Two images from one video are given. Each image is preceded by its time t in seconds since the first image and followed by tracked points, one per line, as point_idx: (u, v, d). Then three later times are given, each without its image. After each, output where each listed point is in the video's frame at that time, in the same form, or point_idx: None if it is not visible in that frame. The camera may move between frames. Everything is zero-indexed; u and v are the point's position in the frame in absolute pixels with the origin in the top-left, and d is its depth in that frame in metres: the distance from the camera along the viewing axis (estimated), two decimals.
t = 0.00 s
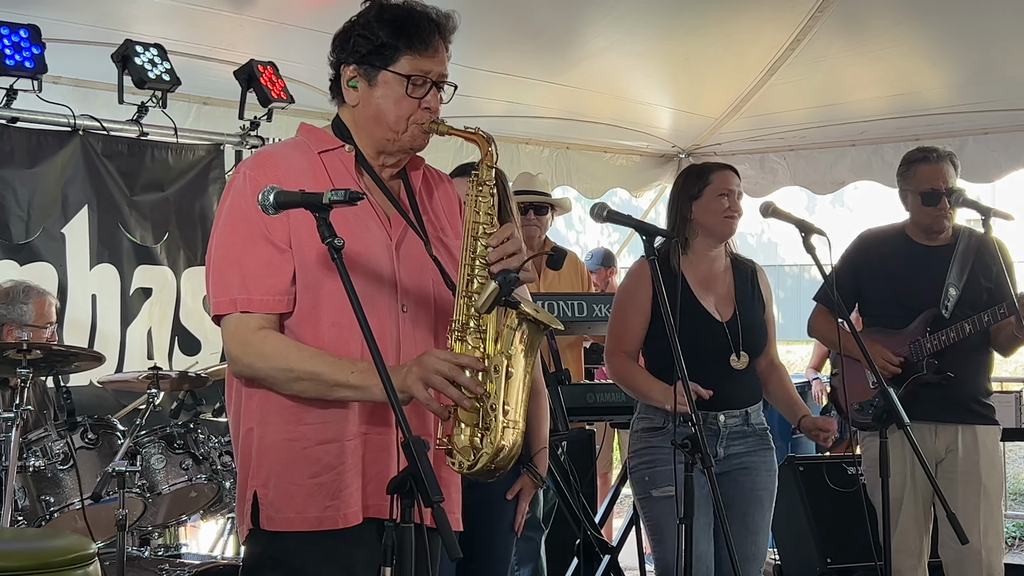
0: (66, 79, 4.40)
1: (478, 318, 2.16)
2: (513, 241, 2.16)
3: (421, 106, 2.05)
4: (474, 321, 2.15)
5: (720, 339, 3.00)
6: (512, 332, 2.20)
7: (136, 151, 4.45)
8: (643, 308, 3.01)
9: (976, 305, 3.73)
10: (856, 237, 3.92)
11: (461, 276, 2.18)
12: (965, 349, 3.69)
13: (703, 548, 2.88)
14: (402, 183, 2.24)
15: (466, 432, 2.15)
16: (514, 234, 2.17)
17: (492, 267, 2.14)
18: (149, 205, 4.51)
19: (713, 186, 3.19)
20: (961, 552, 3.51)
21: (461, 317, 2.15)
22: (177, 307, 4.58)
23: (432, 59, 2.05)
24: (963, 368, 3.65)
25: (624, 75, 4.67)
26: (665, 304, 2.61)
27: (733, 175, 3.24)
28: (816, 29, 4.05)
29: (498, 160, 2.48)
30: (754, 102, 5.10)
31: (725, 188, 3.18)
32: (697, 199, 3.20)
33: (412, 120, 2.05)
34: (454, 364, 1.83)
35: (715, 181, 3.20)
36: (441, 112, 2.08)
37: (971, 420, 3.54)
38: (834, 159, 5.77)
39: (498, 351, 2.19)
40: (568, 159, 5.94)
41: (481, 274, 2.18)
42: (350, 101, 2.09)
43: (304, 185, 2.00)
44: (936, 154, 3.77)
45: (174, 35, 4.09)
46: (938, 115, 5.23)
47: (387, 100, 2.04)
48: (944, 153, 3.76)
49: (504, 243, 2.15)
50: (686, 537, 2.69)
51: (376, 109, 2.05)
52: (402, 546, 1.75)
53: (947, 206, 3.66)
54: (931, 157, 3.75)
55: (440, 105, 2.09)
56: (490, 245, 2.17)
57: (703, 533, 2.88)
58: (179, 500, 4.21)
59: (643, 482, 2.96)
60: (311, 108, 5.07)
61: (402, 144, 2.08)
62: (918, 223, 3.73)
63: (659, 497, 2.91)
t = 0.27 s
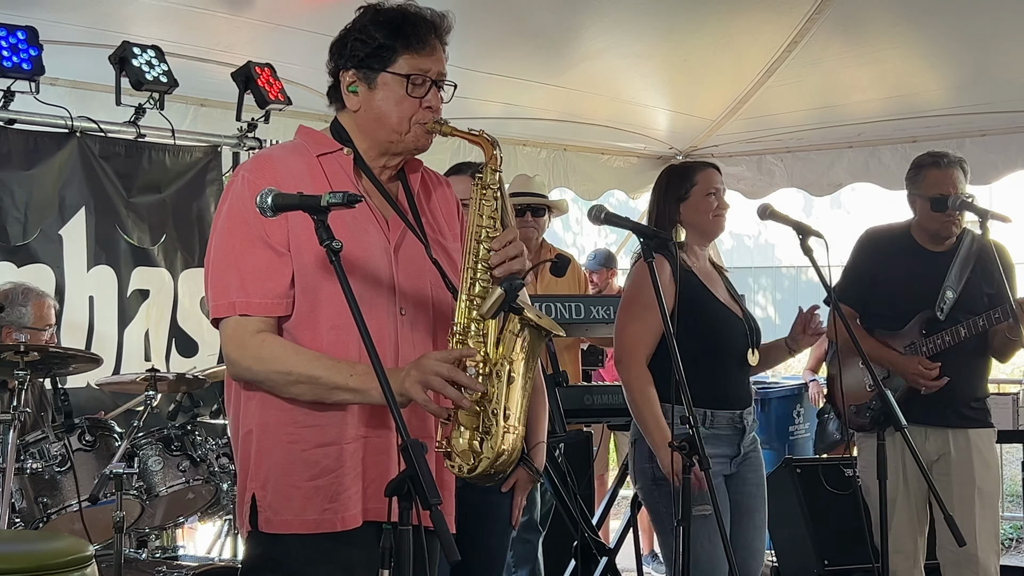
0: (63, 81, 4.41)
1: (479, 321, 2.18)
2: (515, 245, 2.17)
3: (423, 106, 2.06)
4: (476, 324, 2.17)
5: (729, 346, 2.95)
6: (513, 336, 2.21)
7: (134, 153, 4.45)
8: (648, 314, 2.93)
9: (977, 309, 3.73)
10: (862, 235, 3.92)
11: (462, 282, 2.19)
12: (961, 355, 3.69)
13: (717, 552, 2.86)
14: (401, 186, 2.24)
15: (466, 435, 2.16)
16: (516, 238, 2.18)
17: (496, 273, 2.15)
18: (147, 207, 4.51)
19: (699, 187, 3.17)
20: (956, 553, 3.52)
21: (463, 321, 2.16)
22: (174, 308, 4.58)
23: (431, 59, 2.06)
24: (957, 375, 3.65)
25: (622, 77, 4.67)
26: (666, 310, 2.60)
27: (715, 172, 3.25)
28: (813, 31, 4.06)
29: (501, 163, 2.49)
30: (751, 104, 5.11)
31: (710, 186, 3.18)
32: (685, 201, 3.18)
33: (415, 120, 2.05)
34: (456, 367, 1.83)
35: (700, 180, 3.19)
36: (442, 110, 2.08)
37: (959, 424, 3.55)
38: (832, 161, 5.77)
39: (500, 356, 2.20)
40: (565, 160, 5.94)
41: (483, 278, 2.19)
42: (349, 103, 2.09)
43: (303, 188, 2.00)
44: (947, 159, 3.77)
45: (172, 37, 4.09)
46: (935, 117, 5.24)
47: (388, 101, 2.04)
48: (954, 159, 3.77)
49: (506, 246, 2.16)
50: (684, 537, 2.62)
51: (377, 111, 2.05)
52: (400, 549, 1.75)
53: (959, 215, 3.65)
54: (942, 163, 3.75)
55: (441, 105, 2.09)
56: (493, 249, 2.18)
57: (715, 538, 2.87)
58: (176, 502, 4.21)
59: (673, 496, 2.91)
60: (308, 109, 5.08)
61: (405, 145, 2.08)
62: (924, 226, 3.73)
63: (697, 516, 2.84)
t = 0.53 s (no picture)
0: (60, 82, 4.41)
1: (474, 326, 2.17)
2: (510, 249, 2.18)
3: (417, 111, 2.06)
4: (472, 328, 2.17)
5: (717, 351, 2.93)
6: (508, 341, 2.20)
7: (131, 154, 4.45)
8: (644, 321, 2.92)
9: (974, 311, 3.76)
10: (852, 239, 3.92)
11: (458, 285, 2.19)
12: (959, 357, 3.70)
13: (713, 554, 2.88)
14: (395, 190, 2.26)
15: (461, 439, 2.16)
16: (510, 241, 2.18)
17: (491, 277, 2.15)
18: (144, 208, 4.51)
19: (684, 194, 3.18)
20: (955, 555, 3.52)
21: (458, 326, 2.16)
22: (171, 310, 4.58)
23: (426, 64, 2.06)
24: (956, 376, 3.66)
25: (619, 78, 4.68)
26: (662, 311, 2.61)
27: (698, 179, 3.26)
28: (810, 32, 4.07)
29: (496, 168, 2.48)
30: (748, 105, 5.11)
31: (695, 192, 3.19)
32: (672, 210, 3.19)
33: (408, 126, 2.05)
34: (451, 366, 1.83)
35: (685, 188, 3.20)
36: (436, 115, 2.08)
37: (961, 423, 3.55)
38: (829, 162, 5.78)
39: (495, 362, 2.19)
40: (562, 161, 5.95)
41: (478, 281, 2.19)
42: (344, 108, 2.09)
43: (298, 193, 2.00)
44: (940, 161, 3.79)
45: (169, 38, 4.09)
46: (932, 118, 5.24)
47: (381, 107, 2.04)
48: (948, 160, 3.78)
49: (501, 250, 2.17)
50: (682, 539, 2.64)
51: (371, 116, 2.05)
52: (399, 552, 1.75)
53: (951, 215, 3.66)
54: (936, 164, 3.76)
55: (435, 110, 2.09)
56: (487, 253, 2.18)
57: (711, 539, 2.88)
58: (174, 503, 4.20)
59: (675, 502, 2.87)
60: (305, 110, 5.08)
61: (399, 150, 2.09)
62: (919, 228, 3.73)
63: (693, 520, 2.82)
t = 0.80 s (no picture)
0: (58, 83, 4.41)
1: (474, 328, 2.17)
2: (508, 252, 2.17)
3: (417, 114, 2.06)
4: (471, 330, 2.17)
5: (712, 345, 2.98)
6: (507, 342, 2.22)
7: (128, 155, 4.44)
8: (638, 317, 2.99)
9: (971, 312, 3.76)
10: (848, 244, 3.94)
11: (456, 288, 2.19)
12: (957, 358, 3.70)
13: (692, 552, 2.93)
14: (395, 191, 2.26)
15: (461, 441, 2.17)
16: (510, 243, 2.18)
17: (490, 278, 2.14)
18: (142, 209, 4.51)
19: (676, 189, 3.18)
20: (953, 555, 3.52)
21: (457, 326, 2.16)
22: (168, 310, 4.58)
23: (427, 67, 2.07)
24: (956, 378, 3.66)
25: (617, 79, 4.67)
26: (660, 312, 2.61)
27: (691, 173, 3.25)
28: (808, 33, 4.07)
29: (496, 171, 2.47)
30: (746, 106, 5.11)
31: (688, 187, 3.19)
32: (664, 205, 3.20)
33: (408, 128, 2.06)
34: (448, 374, 1.83)
35: (677, 183, 3.19)
36: (436, 118, 2.09)
37: (961, 426, 3.56)
38: (826, 163, 5.78)
39: (494, 361, 2.21)
40: (560, 162, 5.95)
41: (477, 283, 2.19)
42: (345, 109, 2.09)
43: (298, 193, 2.00)
44: (934, 161, 3.78)
45: (167, 39, 4.09)
46: (930, 119, 5.24)
47: (382, 108, 2.04)
48: (942, 161, 3.78)
49: (501, 253, 2.16)
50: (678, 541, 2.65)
51: (371, 118, 2.05)
52: (397, 554, 1.75)
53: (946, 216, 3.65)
54: (930, 164, 3.76)
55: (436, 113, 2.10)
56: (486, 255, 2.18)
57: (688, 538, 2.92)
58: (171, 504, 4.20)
59: (644, 496, 2.90)
60: (303, 111, 5.08)
61: (398, 153, 2.09)
62: (914, 229, 3.74)
63: (659, 514, 2.87)
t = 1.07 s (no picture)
0: (54, 83, 4.41)
1: (466, 340, 2.18)
2: (505, 262, 2.17)
3: (416, 116, 2.06)
4: (464, 340, 2.18)
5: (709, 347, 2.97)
6: (501, 355, 2.23)
7: (125, 155, 4.44)
8: (631, 318, 2.97)
9: (964, 312, 3.75)
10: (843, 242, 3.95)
11: (452, 293, 2.20)
12: (950, 357, 3.71)
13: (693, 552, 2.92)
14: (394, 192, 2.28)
15: (451, 451, 2.17)
16: (506, 255, 2.19)
17: (486, 288, 2.16)
18: (138, 209, 4.50)
19: (669, 194, 3.20)
20: (950, 555, 3.52)
21: (450, 335, 2.18)
22: (164, 310, 4.58)
23: (426, 69, 2.07)
24: (950, 377, 3.66)
25: (613, 79, 4.67)
26: (657, 313, 2.63)
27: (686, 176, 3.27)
28: (804, 34, 4.07)
29: (494, 176, 2.50)
30: (743, 106, 5.11)
31: (681, 191, 3.20)
32: (658, 209, 3.20)
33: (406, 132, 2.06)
34: (442, 384, 1.84)
35: (671, 187, 3.21)
36: (435, 121, 2.09)
37: (954, 426, 3.55)
38: (823, 163, 5.79)
39: (488, 374, 2.21)
40: (557, 163, 5.95)
41: (472, 292, 2.20)
42: (344, 112, 2.10)
43: (298, 191, 2.01)
44: (925, 159, 3.80)
45: (164, 39, 4.09)
46: (927, 119, 5.24)
47: (381, 111, 2.04)
48: (933, 158, 3.79)
49: (496, 263, 2.17)
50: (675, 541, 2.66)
51: (371, 121, 2.06)
52: (393, 554, 1.76)
53: (937, 211, 3.67)
54: (921, 162, 3.78)
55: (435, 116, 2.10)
56: (483, 265, 2.19)
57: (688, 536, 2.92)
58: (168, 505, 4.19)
59: (638, 495, 2.92)
60: (299, 111, 5.08)
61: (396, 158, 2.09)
62: (906, 228, 3.74)
63: (654, 511, 2.90)
